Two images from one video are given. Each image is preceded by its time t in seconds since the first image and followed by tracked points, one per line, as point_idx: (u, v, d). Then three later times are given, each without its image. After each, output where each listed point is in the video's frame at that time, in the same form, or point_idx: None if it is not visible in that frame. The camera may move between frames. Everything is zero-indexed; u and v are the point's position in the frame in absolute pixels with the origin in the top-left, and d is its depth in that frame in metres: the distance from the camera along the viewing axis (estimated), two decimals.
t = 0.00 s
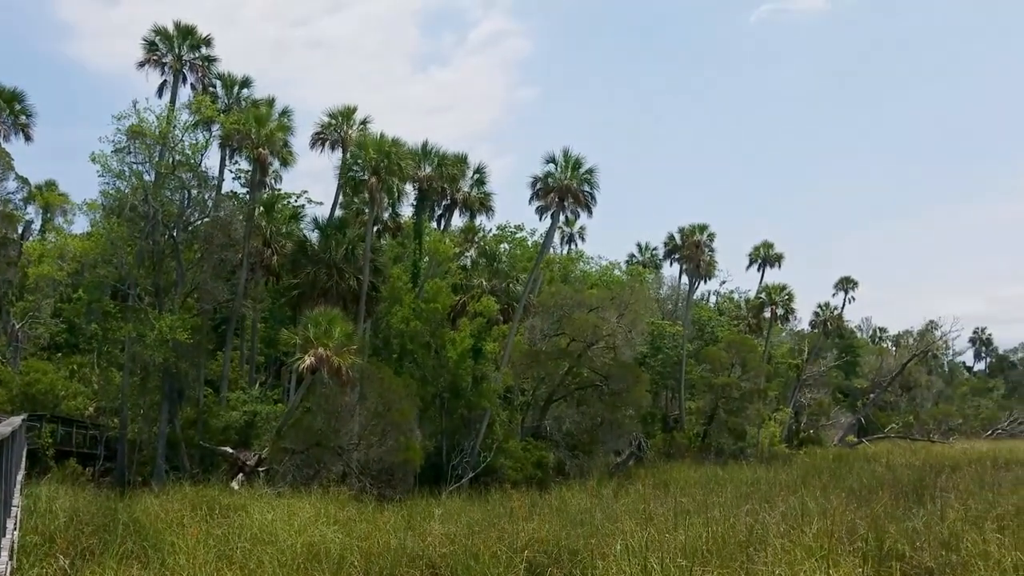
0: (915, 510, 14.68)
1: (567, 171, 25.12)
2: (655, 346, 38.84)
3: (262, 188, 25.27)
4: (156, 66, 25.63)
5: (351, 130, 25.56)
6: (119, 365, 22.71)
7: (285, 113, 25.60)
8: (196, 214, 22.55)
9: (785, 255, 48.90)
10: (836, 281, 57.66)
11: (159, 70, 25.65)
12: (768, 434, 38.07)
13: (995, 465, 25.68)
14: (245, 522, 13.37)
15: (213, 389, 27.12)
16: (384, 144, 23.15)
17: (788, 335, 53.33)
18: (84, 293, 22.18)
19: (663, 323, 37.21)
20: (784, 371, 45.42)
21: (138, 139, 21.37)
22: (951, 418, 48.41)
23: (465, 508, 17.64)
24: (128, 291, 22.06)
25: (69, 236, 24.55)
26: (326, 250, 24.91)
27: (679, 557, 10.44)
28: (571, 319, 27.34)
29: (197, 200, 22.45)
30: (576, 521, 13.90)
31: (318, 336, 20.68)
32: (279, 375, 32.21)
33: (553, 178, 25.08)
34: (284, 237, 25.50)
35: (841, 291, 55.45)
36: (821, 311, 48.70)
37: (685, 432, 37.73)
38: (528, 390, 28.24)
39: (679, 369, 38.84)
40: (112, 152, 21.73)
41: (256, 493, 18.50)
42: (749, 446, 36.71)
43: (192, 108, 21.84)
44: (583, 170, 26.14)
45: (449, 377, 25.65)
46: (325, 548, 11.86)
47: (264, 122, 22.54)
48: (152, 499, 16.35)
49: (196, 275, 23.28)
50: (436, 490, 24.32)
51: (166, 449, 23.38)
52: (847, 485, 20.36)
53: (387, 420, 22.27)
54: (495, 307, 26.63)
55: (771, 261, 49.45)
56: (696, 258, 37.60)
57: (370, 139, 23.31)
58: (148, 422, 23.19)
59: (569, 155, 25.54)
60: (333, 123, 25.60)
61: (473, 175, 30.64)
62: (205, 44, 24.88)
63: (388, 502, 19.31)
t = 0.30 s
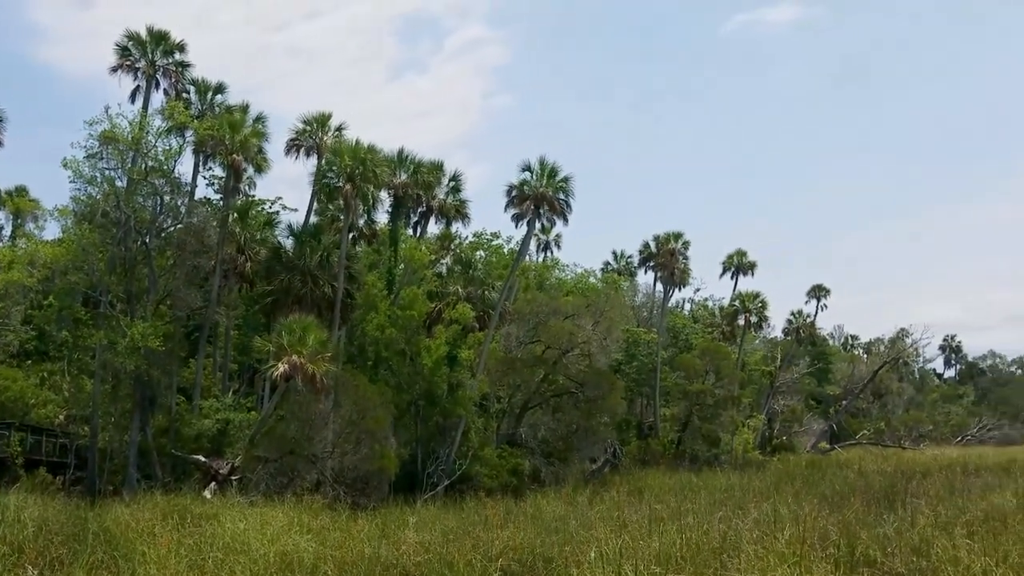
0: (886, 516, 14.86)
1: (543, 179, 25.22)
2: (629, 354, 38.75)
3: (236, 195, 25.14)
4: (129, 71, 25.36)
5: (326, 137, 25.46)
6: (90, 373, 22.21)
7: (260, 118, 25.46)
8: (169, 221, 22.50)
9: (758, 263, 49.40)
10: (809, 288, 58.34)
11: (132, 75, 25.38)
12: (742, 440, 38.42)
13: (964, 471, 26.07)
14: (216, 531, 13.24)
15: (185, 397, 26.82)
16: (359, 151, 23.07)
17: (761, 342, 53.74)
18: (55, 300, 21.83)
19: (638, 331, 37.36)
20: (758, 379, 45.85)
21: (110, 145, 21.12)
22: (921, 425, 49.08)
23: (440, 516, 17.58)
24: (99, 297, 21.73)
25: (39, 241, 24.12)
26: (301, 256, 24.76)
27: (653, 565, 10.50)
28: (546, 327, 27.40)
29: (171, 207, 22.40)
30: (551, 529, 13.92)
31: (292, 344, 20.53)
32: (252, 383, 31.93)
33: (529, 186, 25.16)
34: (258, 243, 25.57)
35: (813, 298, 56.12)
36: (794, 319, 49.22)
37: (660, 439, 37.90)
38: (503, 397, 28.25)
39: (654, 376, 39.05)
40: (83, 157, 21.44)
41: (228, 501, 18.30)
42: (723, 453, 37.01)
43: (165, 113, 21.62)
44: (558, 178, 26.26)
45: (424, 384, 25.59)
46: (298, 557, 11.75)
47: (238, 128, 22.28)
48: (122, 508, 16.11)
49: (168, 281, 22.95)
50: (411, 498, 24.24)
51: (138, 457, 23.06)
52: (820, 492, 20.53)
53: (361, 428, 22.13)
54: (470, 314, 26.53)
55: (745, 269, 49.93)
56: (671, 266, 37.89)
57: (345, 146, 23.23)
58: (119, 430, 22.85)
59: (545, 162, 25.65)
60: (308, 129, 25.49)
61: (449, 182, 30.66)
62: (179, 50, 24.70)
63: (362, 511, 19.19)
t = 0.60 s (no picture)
0: (854, 521, 15.07)
1: (516, 187, 25.31)
2: (602, 361, 38.73)
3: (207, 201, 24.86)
4: (97, 76, 25.00)
5: (297, 143, 25.33)
6: (57, 381, 21.76)
7: (230, 124, 25.26)
8: (138, 228, 22.03)
9: (729, 271, 49.88)
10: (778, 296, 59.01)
11: (100, 80, 25.03)
12: (713, 447, 38.74)
13: (931, 477, 26.51)
14: (185, 541, 13.06)
15: (153, 405, 26.42)
16: (331, 158, 22.96)
17: (732, 349, 54.22)
18: (20, 308, 21.25)
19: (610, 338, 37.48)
20: (728, 385, 46.26)
21: (79, 151, 20.89)
22: (889, 431, 49.81)
23: (412, 525, 17.50)
24: (67, 305, 21.36)
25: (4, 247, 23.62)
26: (272, 263, 24.56)
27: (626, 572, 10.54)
28: (519, 334, 27.44)
29: (140, 213, 21.96)
30: (524, 537, 13.89)
31: (263, 351, 20.33)
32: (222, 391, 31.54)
33: (502, 194, 25.23)
34: (228, 250, 25.15)
35: (783, 306, 56.76)
36: (764, 326, 49.77)
37: (632, 446, 38.05)
38: (476, 405, 28.21)
39: (626, 383, 39.22)
40: (51, 162, 21.10)
41: (197, 511, 18.04)
42: (694, 460, 37.28)
43: (134, 119, 21.36)
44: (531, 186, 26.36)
45: (397, 393, 25.43)
46: (269, 567, 11.60)
47: (208, 134, 22.10)
48: (89, 519, 15.82)
49: (137, 289, 22.66)
50: (383, 507, 24.11)
51: (105, 467, 22.67)
52: (790, 498, 20.73)
53: (333, 436, 21.96)
54: (443, 321, 26.46)
55: (716, 277, 50.39)
56: (643, 274, 38.17)
57: (317, 153, 23.12)
58: (87, 439, 22.43)
59: (518, 170, 25.74)
60: (280, 136, 25.35)
61: (421, 190, 30.62)
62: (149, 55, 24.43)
63: (333, 520, 19.04)
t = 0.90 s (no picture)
0: (831, 523, 15.26)
1: (496, 190, 25.34)
2: (582, 364, 39.07)
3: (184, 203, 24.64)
4: (73, 77, 24.72)
5: (276, 146, 25.22)
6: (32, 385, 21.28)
7: (208, 126, 25.09)
8: (115, 229, 21.84)
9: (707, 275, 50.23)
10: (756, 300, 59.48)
11: (77, 82, 24.75)
12: (692, 450, 38.95)
13: (906, 479, 26.84)
14: (161, 547, 12.93)
15: (130, 409, 26.17)
16: (310, 160, 22.86)
17: (711, 352, 54.56)
18: None
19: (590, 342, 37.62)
20: (707, 388, 46.54)
21: (55, 153, 20.63)
22: (866, 433, 50.33)
23: (391, 529, 17.45)
24: (43, 308, 21.09)
25: None
26: (250, 266, 24.39)
27: None
28: (499, 337, 27.45)
29: (117, 215, 21.78)
30: (503, 540, 13.94)
31: (241, 355, 20.18)
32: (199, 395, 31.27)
33: (482, 197, 25.26)
34: (207, 252, 25.14)
35: (761, 309, 57.22)
36: (742, 329, 50.13)
37: (612, 449, 38.19)
38: (456, 408, 28.17)
39: (605, 387, 39.35)
40: (26, 164, 20.83)
41: (174, 516, 17.85)
42: (673, 462, 37.48)
43: (111, 121, 21.16)
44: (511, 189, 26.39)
45: (376, 396, 25.30)
46: (247, 572, 11.50)
47: (186, 136, 21.82)
48: (64, 524, 15.60)
49: (114, 291, 22.45)
50: (362, 511, 24.03)
51: (81, 471, 22.39)
52: (768, 500, 20.86)
53: (312, 439, 21.81)
54: (423, 325, 26.39)
55: (695, 280, 50.72)
56: (622, 277, 38.36)
57: (295, 155, 22.99)
58: (62, 443, 22.12)
59: (498, 173, 25.77)
60: (258, 138, 25.20)
61: (401, 193, 30.58)
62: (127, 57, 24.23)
63: (312, 524, 18.93)
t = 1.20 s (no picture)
0: (806, 527, 15.42)
1: (474, 194, 25.37)
2: (560, 367, 39.54)
3: (159, 205, 24.41)
4: (47, 77, 24.39)
5: (253, 148, 25.07)
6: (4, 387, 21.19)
7: (184, 127, 24.92)
8: (89, 231, 21.63)
9: (684, 279, 50.60)
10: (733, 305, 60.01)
11: (50, 81, 24.43)
12: (668, 453, 39.16)
13: (878, 483, 27.20)
14: (135, 552, 12.78)
15: (103, 413, 25.82)
16: (287, 163, 22.73)
17: (687, 356, 54.89)
18: None
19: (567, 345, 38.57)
20: (684, 393, 46.88)
21: (29, 153, 20.31)
22: (840, 437, 50.88)
23: (367, 533, 17.37)
24: (14, 311, 20.60)
25: None
26: (226, 268, 24.17)
27: None
28: (477, 341, 27.45)
29: (91, 216, 21.59)
30: (480, 544, 13.98)
31: (216, 358, 20.00)
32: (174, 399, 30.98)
33: (461, 201, 25.27)
34: (182, 255, 24.55)
35: (737, 313, 57.69)
36: (718, 334, 50.52)
37: (589, 453, 38.32)
38: (434, 412, 28.11)
39: (583, 391, 39.49)
40: None
41: (148, 521, 17.64)
42: (650, 466, 37.68)
43: (86, 121, 20.90)
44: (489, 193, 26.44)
45: (352, 400, 25.29)
46: None
47: (162, 138, 21.66)
48: (34, 529, 15.34)
49: (86, 294, 22.05)
50: (338, 515, 23.89)
51: (53, 476, 22.06)
52: (743, 504, 21.04)
53: (288, 444, 21.67)
54: (401, 328, 26.29)
55: (671, 284, 51.07)
56: (600, 281, 38.56)
57: (273, 157, 22.86)
58: (34, 447, 21.76)
59: (476, 177, 25.81)
60: (234, 140, 25.02)
61: (378, 196, 30.51)
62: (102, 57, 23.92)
63: (288, 529, 18.80)
